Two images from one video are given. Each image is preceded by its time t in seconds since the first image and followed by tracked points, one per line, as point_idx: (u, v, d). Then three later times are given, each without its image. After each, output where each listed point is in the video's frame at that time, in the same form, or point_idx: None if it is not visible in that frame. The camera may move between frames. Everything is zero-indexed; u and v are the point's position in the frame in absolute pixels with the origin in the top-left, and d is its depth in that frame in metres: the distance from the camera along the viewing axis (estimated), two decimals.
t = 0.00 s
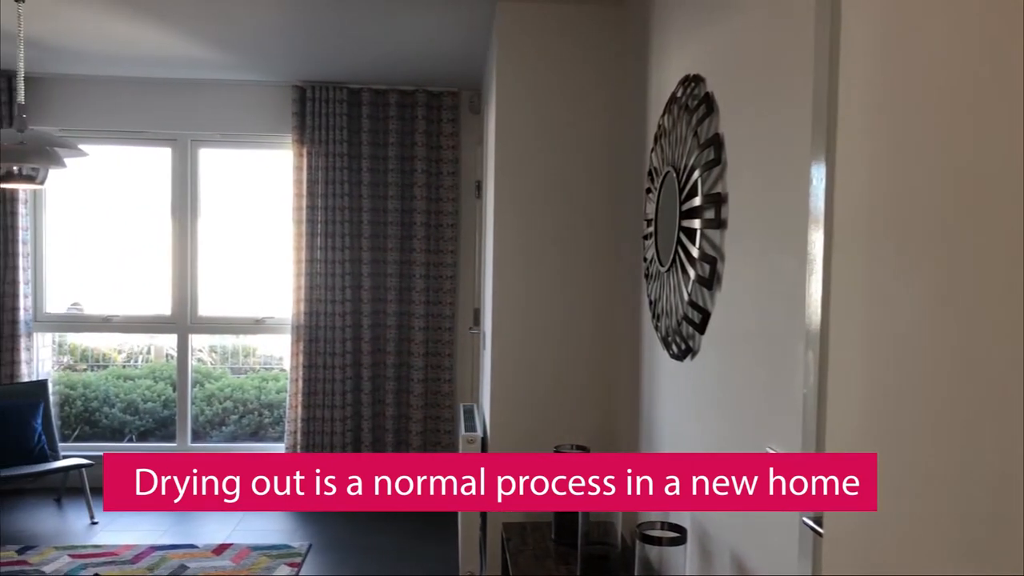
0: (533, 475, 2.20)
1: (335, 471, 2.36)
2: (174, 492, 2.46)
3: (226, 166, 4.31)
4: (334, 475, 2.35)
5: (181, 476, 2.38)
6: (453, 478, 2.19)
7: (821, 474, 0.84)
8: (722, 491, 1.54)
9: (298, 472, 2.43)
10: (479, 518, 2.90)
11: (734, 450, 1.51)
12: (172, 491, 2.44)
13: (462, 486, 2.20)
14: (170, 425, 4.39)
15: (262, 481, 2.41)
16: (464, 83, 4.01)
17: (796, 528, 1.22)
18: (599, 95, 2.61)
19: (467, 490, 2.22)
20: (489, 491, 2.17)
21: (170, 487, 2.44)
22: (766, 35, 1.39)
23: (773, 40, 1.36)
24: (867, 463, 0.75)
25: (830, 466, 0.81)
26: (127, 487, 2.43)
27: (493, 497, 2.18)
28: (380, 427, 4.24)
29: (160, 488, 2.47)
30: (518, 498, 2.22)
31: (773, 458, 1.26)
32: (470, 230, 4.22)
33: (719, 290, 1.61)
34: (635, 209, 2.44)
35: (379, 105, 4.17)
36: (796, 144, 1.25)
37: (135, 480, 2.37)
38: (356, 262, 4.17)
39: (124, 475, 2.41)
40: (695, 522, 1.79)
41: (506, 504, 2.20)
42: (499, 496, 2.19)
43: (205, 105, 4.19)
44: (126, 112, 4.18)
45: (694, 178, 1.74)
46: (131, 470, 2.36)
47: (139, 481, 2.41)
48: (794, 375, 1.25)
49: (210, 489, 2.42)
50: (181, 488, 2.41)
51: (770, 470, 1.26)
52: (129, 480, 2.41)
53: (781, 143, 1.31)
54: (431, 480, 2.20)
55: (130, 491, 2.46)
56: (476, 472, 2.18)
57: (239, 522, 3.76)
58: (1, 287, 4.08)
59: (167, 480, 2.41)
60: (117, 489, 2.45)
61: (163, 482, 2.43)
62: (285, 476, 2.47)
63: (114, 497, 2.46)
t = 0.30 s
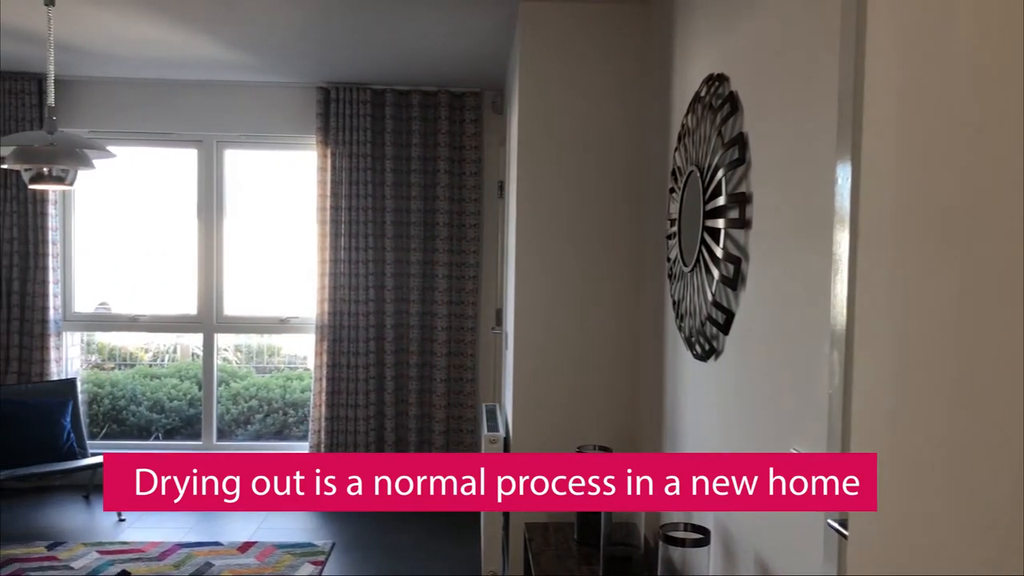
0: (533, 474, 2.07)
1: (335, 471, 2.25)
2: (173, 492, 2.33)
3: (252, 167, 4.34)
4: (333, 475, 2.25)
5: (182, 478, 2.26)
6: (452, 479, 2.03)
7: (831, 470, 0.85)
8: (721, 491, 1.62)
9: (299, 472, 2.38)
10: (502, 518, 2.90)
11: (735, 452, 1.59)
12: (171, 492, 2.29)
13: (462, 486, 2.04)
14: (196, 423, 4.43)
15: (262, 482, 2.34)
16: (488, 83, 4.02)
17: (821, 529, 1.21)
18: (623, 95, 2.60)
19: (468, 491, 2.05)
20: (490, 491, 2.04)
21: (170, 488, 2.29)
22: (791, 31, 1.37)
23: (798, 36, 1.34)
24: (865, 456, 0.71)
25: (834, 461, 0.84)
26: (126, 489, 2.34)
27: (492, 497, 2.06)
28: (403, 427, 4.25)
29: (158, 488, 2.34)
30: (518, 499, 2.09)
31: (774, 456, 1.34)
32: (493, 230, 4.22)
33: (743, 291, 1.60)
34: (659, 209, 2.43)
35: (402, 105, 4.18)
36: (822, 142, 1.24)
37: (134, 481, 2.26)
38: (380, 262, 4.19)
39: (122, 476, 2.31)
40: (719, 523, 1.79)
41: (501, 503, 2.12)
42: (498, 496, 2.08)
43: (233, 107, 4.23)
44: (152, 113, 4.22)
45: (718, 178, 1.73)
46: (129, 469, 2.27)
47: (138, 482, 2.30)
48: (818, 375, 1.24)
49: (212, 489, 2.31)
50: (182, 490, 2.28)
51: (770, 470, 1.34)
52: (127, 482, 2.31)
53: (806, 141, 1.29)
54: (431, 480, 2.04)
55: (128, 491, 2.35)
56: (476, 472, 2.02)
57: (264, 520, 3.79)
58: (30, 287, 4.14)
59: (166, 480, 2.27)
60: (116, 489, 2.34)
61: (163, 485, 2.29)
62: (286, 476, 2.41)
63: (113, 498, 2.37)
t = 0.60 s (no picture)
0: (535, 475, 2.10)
1: (335, 471, 2.29)
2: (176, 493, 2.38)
3: (277, 168, 4.38)
4: (332, 475, 2.30)
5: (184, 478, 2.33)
6: (451, 479, 2.09)
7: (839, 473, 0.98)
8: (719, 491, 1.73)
9: (297, 472, 2.36)
10: (524, 519, 2.90)
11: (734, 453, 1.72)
12: (173, 493, 2.38)
13: (462, 486, 2.08)
14: (222, 422, 4.47)
15: (260, 481, 2.36)
16: (510, 83, 4.02)
17: (847, 531, 1.20)
18: (646, 95, 2.60)
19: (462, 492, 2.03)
20: (488, 491, 2.07)
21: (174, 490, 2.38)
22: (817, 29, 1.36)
23: (824, 34, 1.33)
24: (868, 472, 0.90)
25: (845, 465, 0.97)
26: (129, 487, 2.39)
27: (493, 497, 2.08)
28: (426, 426, 4.27)
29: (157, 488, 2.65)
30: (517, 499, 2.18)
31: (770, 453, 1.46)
32: (516, 230, 4.22)
33: (768, 291, 1.59)
34: (683, 208, 2.42)
35: (425, 106, 4.20)
36: (848, 140, 1.23)
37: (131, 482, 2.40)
38: (403, 262, 4.21)
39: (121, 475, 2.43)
40: (742, 525, 1.78)
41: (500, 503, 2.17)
42: (497, 496, 2.13)
43: (258, 109, 4.26)
44: (179, 115, 4.27)
45: (742, 177, 1.72)
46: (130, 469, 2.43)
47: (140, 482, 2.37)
48: (844, 375, 1.23)
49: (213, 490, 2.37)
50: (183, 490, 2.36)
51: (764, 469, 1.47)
52: (128, 481, 2.38)
53: (832, 139, 1.28)
54: (431, 481, 2.12)
55: (130, 490, 2.42)
56: (472, 472, 2.05)
57: (288, 518, 3.82)
58: (60, 286, 4.20)
59: (161, 480, 2.38)
60: (117, 489, 2.41)
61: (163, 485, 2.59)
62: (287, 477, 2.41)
63: (114, 497, 2.42)
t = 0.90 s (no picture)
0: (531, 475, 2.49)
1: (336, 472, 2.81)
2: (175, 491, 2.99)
3: (302, 169, 4.41)
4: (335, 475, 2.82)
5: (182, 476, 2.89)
6: (454, 479, 2.58)
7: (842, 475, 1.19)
8: (722, 490, 1.97)
9: (298, 473, 2.92)
10: (547, 519, 2.90)
11: (758, 454, 1.77)
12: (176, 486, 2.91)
13: (462, 486, 2.59)
14: (247, 421, 4.51)
15: (262, 481, 2.93)
16: (534, 83, 4.02)
17: (874, 533, 1.19)
18: (668, 94, 2.59)
19: (467, 489, 2.59)
20: (490, 490, 2.53)
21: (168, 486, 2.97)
22: (843, 26, 1.35)
23: (850, 31, 1.32)
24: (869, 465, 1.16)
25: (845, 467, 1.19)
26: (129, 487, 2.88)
27: (493, 496, 2.54)
28: (449, 426, 4.27)
29: (158, 486, 2.99)
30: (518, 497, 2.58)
31: (773, 460, 1.66)
32: (539, 229, 4.21)
33: (793, 292, 1.58)
34: (707, 208, 2.40)
35: (448, 107, 4.22)
36: (874, 139, 1.22)
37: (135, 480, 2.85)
38: (426, 262, 4.23)
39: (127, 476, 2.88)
40: (768, 527, 1.76)
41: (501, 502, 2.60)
42: (498, 495, 2.55)
43: (283, 110, 4.30)
44: (205, 116, 4.31)
45: (767, 177, 1.71)
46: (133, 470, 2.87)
47: (140, 481, 2.91)
48: (871, 376, 1.22)
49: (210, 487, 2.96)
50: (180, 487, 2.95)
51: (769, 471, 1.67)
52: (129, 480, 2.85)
53: (858, 139, 1.27)
54: (432, 480, 2.62)
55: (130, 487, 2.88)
56: (476, 473, 2.56)
57: (311, 517, 3.84)
58: (88, 286, 4.26)
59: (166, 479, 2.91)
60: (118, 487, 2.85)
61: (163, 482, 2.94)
62: (284, 477, 2.98)
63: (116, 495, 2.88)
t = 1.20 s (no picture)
0: (532, 475, 2.59)
1: (336, 473, 2.94)
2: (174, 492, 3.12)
3: (326, 170, 4.43)
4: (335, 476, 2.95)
5: (182, 476, 3.02)
6: (454, 479, 2.73)
7: (834, 474, 1.35)
8: (722, 490, 2.13)
9: (299, 472, 3.04)
10: (569, 520, 2.90)
11: (784, 453, 1.76)
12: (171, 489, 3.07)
13: (462, 486, 2.73)
14: (271, 419, 4.55)
15: (262, 481, 3.05)
16: (557, 83, 4.02)
17: (901, 536, 1.17)
18: (692, 93, 2.57)
19: (467, 490, 2.73)
20: (489, 491, 2.66)
21: (169, 488, 3.10)
22: (870, 24, 1.34)
23: (877, 29, 1.31)
24: (867, 467, 1.29)
25: (835, 467, 1.36)
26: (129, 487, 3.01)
27: (492, 497, 2.68)
28: (471, 426, 4.28)
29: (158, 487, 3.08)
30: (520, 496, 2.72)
31: (773, 461, 1.85)
32: (562, 229, 4.21)
33: (818, 292, 1.57)
34: (731, 208, 2.39)
35: (471, 107, 4.22)
36: (902, 139, 1.20)
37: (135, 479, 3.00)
38: (449, 262, 4.24)
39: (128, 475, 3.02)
40: (792, 529, 1.75)
41: (502, 502, 2.72)
42: (498, 495, 2.67)
43: (307, 111, 4.32)
44: (230, 118, 4.35)
45: (792, 177, 1.70)
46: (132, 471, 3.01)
47: (140, 481, 3.05)
48: (898, 378, 1.20)
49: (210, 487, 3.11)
50: (180, 488, 3.08)
51: (769, 471, 1.86)
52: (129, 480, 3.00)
53: (886, 139, 1.26)
54: (432, 480, 2.77)
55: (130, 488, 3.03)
56: (476, 474, 2.70)
57: (335, 516, 3.87)
58: (116, 285, 4.31)
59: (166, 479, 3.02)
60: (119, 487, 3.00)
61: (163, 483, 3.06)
62: (285, 478, 3.09)
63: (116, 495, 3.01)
